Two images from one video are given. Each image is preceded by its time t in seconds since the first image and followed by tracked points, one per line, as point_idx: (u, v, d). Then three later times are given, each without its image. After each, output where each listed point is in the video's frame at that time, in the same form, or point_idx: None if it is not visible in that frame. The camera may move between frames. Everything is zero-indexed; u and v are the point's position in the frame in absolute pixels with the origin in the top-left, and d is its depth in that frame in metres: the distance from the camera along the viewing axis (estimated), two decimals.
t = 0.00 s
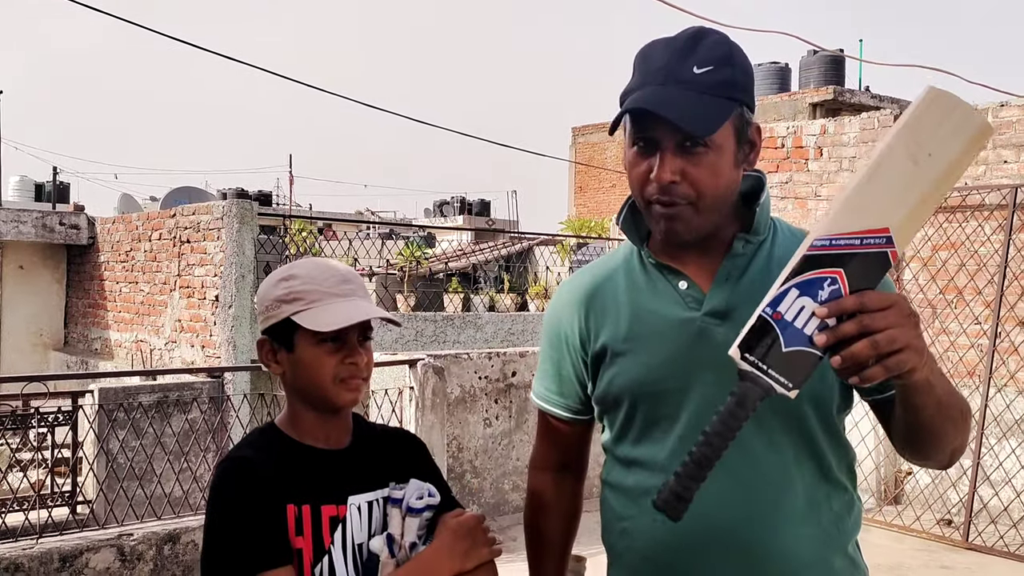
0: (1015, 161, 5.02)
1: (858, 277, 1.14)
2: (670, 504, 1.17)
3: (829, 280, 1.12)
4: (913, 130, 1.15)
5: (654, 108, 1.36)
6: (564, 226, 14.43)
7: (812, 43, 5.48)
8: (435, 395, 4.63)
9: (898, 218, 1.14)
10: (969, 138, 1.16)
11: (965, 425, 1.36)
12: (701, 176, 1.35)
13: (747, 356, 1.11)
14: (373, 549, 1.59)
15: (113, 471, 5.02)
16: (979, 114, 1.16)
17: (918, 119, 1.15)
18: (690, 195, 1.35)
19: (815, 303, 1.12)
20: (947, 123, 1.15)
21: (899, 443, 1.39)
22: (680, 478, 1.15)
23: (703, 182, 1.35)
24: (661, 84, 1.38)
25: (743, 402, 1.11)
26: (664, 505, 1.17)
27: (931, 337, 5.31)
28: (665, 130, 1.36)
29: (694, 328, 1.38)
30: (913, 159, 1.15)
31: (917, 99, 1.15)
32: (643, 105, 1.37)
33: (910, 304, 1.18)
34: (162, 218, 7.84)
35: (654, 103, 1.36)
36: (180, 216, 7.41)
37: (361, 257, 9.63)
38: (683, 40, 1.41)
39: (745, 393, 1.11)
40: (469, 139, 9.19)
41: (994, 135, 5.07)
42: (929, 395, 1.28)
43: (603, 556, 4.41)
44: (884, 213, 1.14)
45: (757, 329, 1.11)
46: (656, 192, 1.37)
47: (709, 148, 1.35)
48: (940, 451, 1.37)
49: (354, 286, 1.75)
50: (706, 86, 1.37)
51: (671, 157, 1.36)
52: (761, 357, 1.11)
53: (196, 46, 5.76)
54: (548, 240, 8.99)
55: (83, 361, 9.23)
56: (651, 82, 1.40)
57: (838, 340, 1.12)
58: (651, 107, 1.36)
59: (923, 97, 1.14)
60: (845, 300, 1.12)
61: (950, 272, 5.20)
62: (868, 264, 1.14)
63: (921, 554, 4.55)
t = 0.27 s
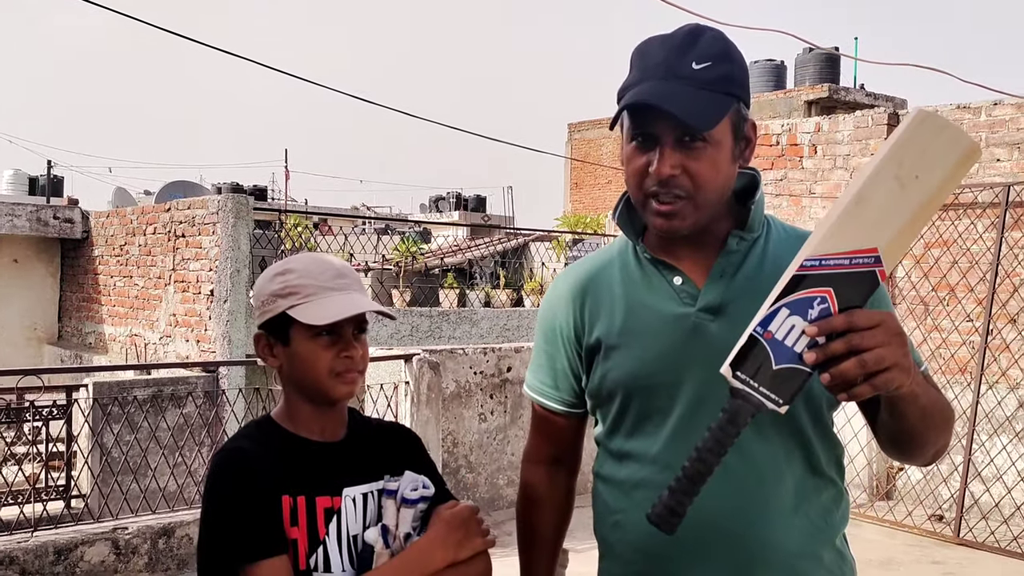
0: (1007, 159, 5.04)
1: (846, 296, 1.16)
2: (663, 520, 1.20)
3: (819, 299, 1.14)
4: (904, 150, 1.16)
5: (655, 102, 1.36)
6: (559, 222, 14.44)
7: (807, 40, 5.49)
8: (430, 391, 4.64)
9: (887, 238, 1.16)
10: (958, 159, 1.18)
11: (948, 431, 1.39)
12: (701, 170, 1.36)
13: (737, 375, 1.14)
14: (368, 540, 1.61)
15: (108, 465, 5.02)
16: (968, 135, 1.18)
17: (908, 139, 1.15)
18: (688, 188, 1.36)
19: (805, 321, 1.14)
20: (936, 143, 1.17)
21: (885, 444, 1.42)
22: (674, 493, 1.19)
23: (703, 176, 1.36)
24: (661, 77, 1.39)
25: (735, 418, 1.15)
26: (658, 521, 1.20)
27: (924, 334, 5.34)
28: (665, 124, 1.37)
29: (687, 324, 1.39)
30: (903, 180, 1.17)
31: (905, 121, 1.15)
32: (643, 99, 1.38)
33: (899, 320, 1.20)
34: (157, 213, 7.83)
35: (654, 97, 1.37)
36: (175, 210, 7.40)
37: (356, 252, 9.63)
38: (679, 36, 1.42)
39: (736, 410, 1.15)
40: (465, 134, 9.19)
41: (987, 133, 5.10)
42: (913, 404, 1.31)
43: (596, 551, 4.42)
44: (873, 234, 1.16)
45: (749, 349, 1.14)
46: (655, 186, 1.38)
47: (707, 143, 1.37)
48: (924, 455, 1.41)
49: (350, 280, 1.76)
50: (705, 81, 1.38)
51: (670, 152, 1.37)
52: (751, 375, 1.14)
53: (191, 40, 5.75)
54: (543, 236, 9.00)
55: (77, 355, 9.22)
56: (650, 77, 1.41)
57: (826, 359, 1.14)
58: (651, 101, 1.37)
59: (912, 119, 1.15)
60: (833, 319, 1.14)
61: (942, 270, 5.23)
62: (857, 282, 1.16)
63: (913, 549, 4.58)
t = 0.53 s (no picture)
0: (1000, 159, 5.07)
1: (841, 298, 1.17)
2: (658, 520, 1.17)
3: (814, 301, 1.15)
4: (899, 153, 1.17)
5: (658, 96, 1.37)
6: (553, 220, 14.45)
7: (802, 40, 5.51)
8: (424, 388, 4.70)
9: (882, 241, 1.17)
10: (952, 163, 1.19)
11: (940, 432, 1.40)
12: (703, 162, 1.37)
13: (733, 376, 1.14)
14: (363, 534, 1.61)
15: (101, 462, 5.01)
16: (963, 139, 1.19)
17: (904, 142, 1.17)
18: (691, 182, 1.38)
19: (800, 323, 1.15)
20: (931, 147, 1.18)
21: (876, 444, 1.43)
22: (669, 492, 1.17)
23: (705, 169, 1.38)
24: (661, 72, 1.39)
25: (730, 419, 1.14)
26: (653, 520, 1.18)
27: (916, 333, 5.36)
28: (668, 118, 1.38)
29: (684, 320, 1.40)
30: (898, 182, 1.17)
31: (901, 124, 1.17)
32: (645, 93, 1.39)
33: (892, 322, 1.21)
34: (151, 209, 7.81)
35: (657, 91, 1.38)
36: (169, 207, 7.38)
37: (350, 249, 9.62)
38: (680, 32, 1.42)
39: (731, 411, 1.14)
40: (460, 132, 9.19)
41: (980, 133, 5.12)
42: (905, 406, 1.31)
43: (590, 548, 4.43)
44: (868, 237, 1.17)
45: (745, 350, 1.14)
46: (658, 180, 1.39)
47: (708, 136, 1.38)
48: (915, 455, 1.42)
49: (349, 275, 1.76)
50: (705, 76, 1.39)
51: (673, 146, 1.38)
52: (747, 376, 1.14)
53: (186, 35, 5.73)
54: (538, 234, 9.01)
55: (70, 351, 9.19)
56: (649, 72, 1.40)
57: (820, 360, 1.16)
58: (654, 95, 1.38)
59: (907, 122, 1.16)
60: (829, 321, 1.15)
61: (935, 269, 5.25)
62: (852, 284, 1.17)
63: (905, 547, 4.61)
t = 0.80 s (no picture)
0: (1000, 158, 5.06)
1: (851, 305, 1.20)
2: (666, 527, 1.23)
3: (825, 308, 1.18)
4: (910, 163, 1.17)
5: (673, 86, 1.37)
6: (552, 218, 14.43)
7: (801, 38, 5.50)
8: (424, 386, 4.65)
9: (892, 249, 1.20)
10: (964, 168, 1.19)
11: (944, 434, 1.41)
12: (715, 154, 1.38)
13: (743, 382, 1.17)
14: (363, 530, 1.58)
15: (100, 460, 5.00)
16: (975, 146, 1.19)
17: (914, 151, 1.17)
18: (703, 172, 1.38)
19: (811, 330, 1.17)
20: (945, 153, 1.18)
21: (880, 445, 1.43)
22: (678, 501, 1.21)
23: (717, 160, 1.38)
24: (672, 64, 1.39)
25: (741, 425, 1.19)
26: (662, 526, 1.24)
27: (916, 332, 5.36)
28: (681, 109, 1.38)
29: (690, 319, 1.39)
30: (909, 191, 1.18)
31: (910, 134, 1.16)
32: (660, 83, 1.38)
33: (903, 330, 1.23)
34: (149, 206, 7.80)
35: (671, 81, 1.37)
36: (167, 204, 7.37)
37: (349, 247, 9.61)
38: (689, 26, 1.42)
39: (742, 417, 1.18)
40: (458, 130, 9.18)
41: (980, 131, 5.12)
42: (911, 410, 1.32)
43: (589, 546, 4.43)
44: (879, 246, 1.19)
45: (756, 355, 1.17)
46: (671, 170, 1.38)
47: (719, 128, 1.39)
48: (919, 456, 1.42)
49: (362, 281, 1.72)
50: (717, 69, 1.39)
51: (686, 136, 1.38)
52: (757, 383, 1.17)
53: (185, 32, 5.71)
54: (537, 232, 9.00)
55: (68, 349, 9.17)
56: (661, 64, 1.40)
57: (831, 366, 1.18)
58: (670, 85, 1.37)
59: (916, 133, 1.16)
60: (838, 328, 1.18)
61: (935, 268, 5.25)
62: (862, 291, 1.20)
63: (904, 545, 4.61)
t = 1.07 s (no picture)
0: (998, 157, 5.06)
1: (856, 304, 1.18)
2: (676, 533, 1.25)
3: (829, 308, 1.17)
4: (909, 161, 1.17)
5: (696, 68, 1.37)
6: (549, 217, 14.41)
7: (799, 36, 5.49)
8: (421, 384, 4.62)
9: (895, 248, 1.19)
10: (966, 166, 1.19)
11: (950, 431, 1.39)
12: (740, 134, 1.39)
13: (748, 386, 1.16)
14: (354, 530, 1.60)
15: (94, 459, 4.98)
16: (976, 141, 1.18)
17: (914, 149, 1.17)
18: (731, 152, 1.38)
19: (815, 331, 1.17)
20: (945, 150, 1.18)
21: (885, 442, 1.42)
22: (687, 506, 1.23)
23: (742, 137, 1.40)
24: (691, 48, 1.39)
25: (747, 429, 1.18)
26: (671, 533, 1.25)
27: (914, 331, 5.35)
28: (706, 89, 1.40)
29: (693, 314, 1.38)
30: (910, 188, 1.18)
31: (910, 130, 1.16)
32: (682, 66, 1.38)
33: (909, 327, 1.22)
34: (145, 205, 7.77)
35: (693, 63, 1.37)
36: (163, 203, 7.34)
37: (346, 246, 9.59)
38: (694, 14, 1.44)
39: (748, 421, 1.18)
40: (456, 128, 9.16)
41: (977, 130, 5.12)
42: (917, 407, 1.31)
43: (586, 546, 4.42)
44: (881, 244, 1.18)
45: (760, 358, 1.16)
46: (700, 152, 1.38)
47: (739, 107, 1.42)
48: (924, 454, 1.41)
49: (355, 286, 1.71)
50: (732, 53, 1.40)
51: (713, 118, 1.39)
52: (762, 386, 1.16)
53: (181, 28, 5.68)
54: (534, 230, 8.99)
55: (64, 348, 9.14)
56: (677, 49, 1.40)
57: (836, 366, 1.17)
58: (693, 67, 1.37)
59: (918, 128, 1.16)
60: (843, 328, 1.17)
61: (932, 267, 5.25)
62: (867, 289, 1.19)
63: (901, 544, 4.60)
